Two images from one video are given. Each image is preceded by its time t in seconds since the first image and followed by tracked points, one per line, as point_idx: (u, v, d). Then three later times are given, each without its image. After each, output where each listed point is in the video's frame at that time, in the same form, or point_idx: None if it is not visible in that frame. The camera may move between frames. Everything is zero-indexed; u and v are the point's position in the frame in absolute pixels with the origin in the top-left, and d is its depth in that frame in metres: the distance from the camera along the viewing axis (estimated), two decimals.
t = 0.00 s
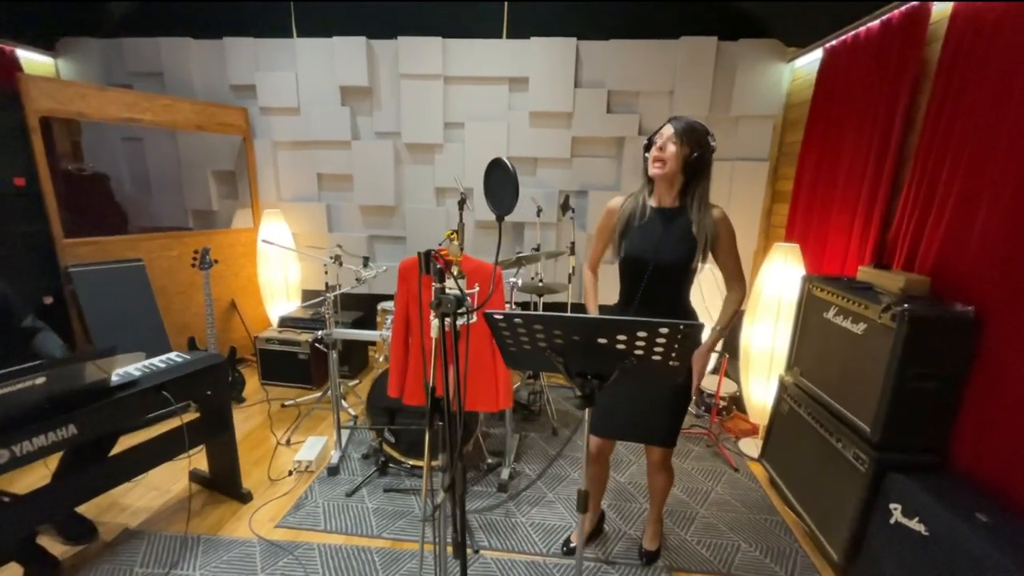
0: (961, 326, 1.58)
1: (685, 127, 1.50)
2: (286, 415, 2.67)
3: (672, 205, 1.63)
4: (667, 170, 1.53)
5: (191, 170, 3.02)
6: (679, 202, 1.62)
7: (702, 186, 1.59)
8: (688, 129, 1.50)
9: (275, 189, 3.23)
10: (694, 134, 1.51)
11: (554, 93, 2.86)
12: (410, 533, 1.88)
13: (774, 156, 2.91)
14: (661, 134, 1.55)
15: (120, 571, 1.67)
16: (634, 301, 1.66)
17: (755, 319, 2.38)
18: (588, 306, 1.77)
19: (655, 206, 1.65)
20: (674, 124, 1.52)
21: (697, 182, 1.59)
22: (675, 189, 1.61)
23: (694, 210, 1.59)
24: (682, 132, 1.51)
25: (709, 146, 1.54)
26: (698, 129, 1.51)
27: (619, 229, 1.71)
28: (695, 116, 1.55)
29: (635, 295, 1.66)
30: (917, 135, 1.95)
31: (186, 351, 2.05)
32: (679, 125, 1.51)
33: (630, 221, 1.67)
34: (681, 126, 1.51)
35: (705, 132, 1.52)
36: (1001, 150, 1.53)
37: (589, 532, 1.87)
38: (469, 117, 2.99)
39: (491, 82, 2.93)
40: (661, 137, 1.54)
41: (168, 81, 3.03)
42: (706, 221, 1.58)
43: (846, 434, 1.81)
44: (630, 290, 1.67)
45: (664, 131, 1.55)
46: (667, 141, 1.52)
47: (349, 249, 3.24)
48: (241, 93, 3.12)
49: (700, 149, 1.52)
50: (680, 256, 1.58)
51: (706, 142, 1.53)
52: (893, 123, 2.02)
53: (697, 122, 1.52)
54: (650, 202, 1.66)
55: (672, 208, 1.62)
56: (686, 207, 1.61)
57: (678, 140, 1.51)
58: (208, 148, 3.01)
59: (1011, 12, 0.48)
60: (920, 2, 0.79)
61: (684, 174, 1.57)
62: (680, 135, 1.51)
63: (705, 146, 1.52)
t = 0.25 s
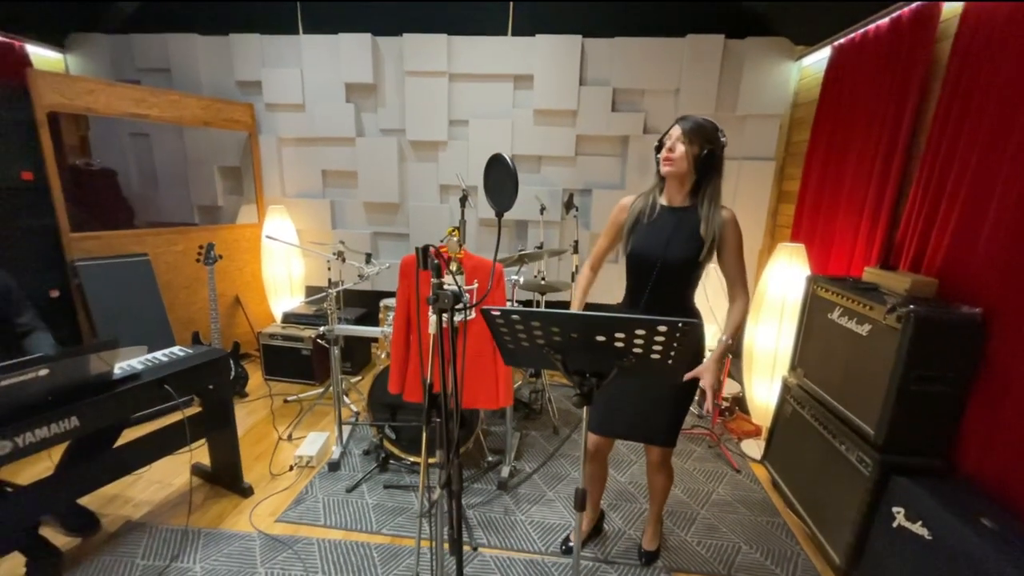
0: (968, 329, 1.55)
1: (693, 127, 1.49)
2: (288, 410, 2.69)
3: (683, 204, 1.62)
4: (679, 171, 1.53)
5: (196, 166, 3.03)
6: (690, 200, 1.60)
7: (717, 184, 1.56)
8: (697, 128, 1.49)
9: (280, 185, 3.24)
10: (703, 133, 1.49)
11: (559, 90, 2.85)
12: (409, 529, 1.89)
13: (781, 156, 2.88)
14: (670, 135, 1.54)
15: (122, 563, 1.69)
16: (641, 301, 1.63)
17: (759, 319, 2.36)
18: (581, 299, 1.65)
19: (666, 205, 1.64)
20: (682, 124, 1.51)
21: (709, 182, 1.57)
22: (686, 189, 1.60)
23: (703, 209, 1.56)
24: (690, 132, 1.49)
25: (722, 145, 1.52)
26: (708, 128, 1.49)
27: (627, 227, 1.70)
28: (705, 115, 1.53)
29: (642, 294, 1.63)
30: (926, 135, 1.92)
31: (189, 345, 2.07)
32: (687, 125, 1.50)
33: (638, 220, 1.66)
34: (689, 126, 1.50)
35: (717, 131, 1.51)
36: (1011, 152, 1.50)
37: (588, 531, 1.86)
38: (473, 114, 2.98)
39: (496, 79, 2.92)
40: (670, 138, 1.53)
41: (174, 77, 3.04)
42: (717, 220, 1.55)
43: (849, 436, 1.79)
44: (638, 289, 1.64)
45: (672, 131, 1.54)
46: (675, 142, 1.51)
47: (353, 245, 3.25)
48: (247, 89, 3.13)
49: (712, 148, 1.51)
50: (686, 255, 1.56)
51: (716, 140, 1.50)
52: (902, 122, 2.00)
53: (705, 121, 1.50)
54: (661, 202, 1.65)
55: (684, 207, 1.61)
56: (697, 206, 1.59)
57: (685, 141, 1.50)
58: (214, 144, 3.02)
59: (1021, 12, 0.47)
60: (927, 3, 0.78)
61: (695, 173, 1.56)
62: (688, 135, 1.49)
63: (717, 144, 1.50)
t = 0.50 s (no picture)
0: (970, 331, 1.54)
1: (694, 129, 1.49)
2: (287, 410, 2.68)
3: (687, 205, 1.61)
4: (683, 174, 1.53)
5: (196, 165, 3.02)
6: (694, 202, 1.59)
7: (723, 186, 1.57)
8: (697, 130, 1.48)
9: (279, 185, 3.24)
10: (705, 134, 1.49)
11: (560, 90, 2.84)
12: (408, 530, 1.88)
13: (781, 158, 2.88)
14: (672, 138, 1.54)
15: (119, 564, 1.68)
16: (642, 301, 1.63)
17: (759, 321, 2.36)
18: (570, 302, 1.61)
19: (669, 206, 1.63)
20: (683, 126, 1.51)
21: (713, 184, 1.57)
22: (690, 191, 1.59)
23: (706, 209, 1.56)
24: (691, 134, 1.49)
25: (727, 147, 1.53)
26: (709, 129, 1.49)
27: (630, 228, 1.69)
28: (708, 115, 1.53)
29: (644, 294, 1.62)
30: (928, 135, 1.91)
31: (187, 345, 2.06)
32: (689, 128, 1.49)
33: (641, 221, 1.65)
34: (691, 127, 1.49)
35: (721, 133, 1.51)
36: (1015, 153, 1.49)
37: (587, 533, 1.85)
38: (474, 114, 2.98)
39: (496, 79, 2.91)
40: (672, 141, 1.53)
41: (174, 76, 3.03)
42: (720, 220, 1.53)
43: (850, 438, 1.78)
44: (640, 290, 1.63)
45: (674, 134, 1.54)
46: (677, 145, 1.51)
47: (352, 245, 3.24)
48: (247, 88, 3.13)
49: (716, 150, 1.52)
50: (688, 255, 1.55)
51: (720, 142, 1.51)
52: (903, 123, 1.99)
53: (707, 121, 1.50)
54: (665, 203, 1.65)
55: (689, 208, 1.60)
56: (701, 207, 1.58)
57: (686, 144, 1.50)
58: (214, 143, 3.02)
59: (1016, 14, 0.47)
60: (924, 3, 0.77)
61: (699, 175, 1.56)
62: (689, 137, 1.49)
63: (721, 147, 1.51)
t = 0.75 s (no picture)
0: (968, 331, 1.55)
1: (690, 130, 1.48)
2: (282, 413, 2.65)
3: (688, 205, 1.60)
4: (682, 177, 1.53)
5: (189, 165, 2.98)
6: (694, 202, 1.58)
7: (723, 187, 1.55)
8: (694, 131, 1.48)
9: (274, 185, 3.22)
10: (703, 135, 1.48)
11: (557, 90, 2.83)
12: (406, 534, 1.87)
13: (778, 159, 2.89)
14: (669, 140, 1.53)
15: (111, 570, 1.66)
16: (641, 300, 1.62)
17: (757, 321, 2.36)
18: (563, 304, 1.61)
19: (670, 205, 1.62)
20: (679, 129, 1.50)
21: (713, 185, 1.56)
22: (690, 192, 1.58)
23: (706, 208, 1.55)
24: (687, 136, 1.48)
25: (727, 148, 1.52)
26: (707, 130, 1.48)
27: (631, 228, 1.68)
28: (705, 115, 1.52)
29: (643, 291, 1.62)
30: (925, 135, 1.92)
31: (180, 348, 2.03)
32: (685, 132, 1.48)
33: (641, 221, 1.65)
34: (687, 129, 1.49)
35: (720, 134, 1.50)
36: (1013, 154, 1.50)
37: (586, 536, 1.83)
38: (470, 114, 2.96)
39: (493, 79, 2.90)
40: (670, 144, 1.53)
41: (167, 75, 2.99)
42: (720, 219, 1.52)
43: (849, 439, 1.78)
44: (640, 288, 1.63)
45: (671, 137, 1.54)
46: (675, 148, 1.51)
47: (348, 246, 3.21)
48: (241, 87, 3.10)
49: (716, 152, 1.51)
50: (688, 254, 1.54)
51: (720, 143, 1.50)
52: (901, 123, 1.99)
53: (704, 122, 1.49)
54: (666, 202, 1.64)
55: (690, 207, 1.59)
56: (702, 207, 1.57)
57: (683, 146, 1.49)
58: (208, 143, 2.98)
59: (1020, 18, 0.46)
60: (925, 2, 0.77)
61: (699, 176, 1.55)
62: (685, 140, 1.48)
63: (722, 148, 1.50)
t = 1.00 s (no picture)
0: (956, 326, 1.57)
1: (680, 131, 1.47)
2: (269, 419, 2.60)
3: (683, 203, 1.61)
4: (675, 178, 1.53)
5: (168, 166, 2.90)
6: (688, 202, 1.60)
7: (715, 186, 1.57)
8: (683, 132, 1.47)
9: (257, 186, 3.15)
10: (692, 135, 1.48)
11: (545, 88, 2.81)
12: (400, 540, 1.84)
13: (763, 157, 2.91)
14: (659, 143, 1.52)
15: None
16: (638, 298, 1.61)
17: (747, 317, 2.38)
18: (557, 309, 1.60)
19: (664, 204, 1.63)
20: (669, 130, 1.49)
21: (706, 184, 1.57)
22: (683, 191, 1.59)
23: (700, 206, 1.57)
24: (678, 137, 1.47)
25: (716, 147, 1.52)
26: (695, 130, 1.48)
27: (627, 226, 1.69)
28: (692, 115, 1.51)
29: (639, 290, 1.61)
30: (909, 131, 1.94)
31: (162, 355, 1.98)
32: (675, 133, 1.48)
33: (636, 220, 1.66)
34: (677, 130, 1.48)
35: (709, 133, 1.50)
36: (997, 149, 1.52)
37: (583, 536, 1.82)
38: (457, 112, 2.93)
39: (480, 77, 2.87)
40: (660, 146, 1.51)
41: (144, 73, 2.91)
42: (714, 217, 1.54)
43: (840, 433, 1.80)
44: (635, 287, 1.62)
45: (661, 139, 1.52)
46: (665, 151, 1.50)
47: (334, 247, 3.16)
48: (221, 85, 3.02)
49: (706, 151, 1.51)
50: (683, 251, 1.54)
51: (710, 142, 1.50)
52: (885, 120, 2.02)
53: (692, 122, 1.48)
54: (660, 201, 1.65)
55: (683, 206, 1.60)
56: (696, 206, 1.59)
57: (674, 148, 1.48)
58: (187, 143, 2.91)
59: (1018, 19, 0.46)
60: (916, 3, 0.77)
61: (691, 176, 1.55)
62: (676, 141, 1.47)
63: (712, 148, 1.51)
